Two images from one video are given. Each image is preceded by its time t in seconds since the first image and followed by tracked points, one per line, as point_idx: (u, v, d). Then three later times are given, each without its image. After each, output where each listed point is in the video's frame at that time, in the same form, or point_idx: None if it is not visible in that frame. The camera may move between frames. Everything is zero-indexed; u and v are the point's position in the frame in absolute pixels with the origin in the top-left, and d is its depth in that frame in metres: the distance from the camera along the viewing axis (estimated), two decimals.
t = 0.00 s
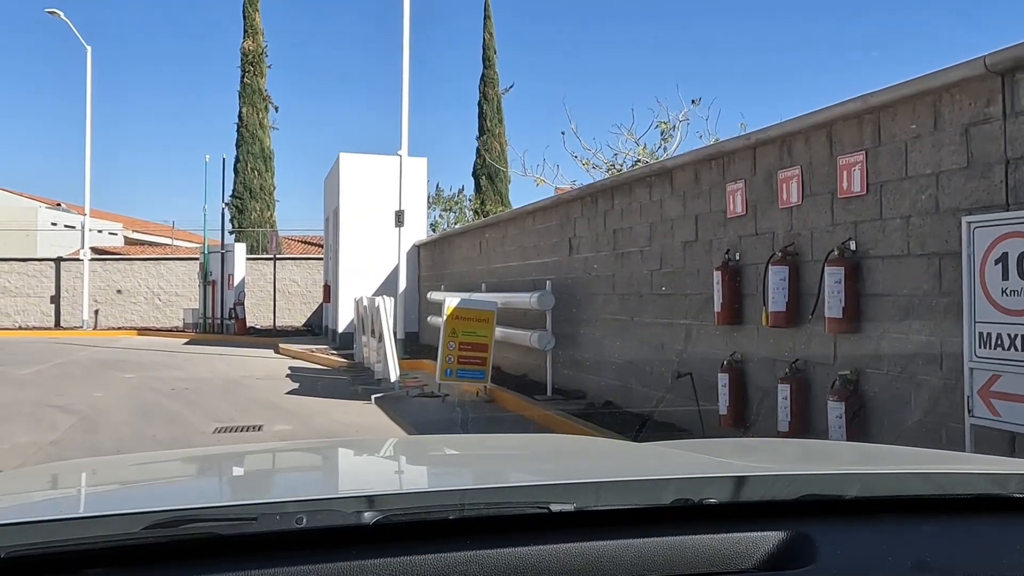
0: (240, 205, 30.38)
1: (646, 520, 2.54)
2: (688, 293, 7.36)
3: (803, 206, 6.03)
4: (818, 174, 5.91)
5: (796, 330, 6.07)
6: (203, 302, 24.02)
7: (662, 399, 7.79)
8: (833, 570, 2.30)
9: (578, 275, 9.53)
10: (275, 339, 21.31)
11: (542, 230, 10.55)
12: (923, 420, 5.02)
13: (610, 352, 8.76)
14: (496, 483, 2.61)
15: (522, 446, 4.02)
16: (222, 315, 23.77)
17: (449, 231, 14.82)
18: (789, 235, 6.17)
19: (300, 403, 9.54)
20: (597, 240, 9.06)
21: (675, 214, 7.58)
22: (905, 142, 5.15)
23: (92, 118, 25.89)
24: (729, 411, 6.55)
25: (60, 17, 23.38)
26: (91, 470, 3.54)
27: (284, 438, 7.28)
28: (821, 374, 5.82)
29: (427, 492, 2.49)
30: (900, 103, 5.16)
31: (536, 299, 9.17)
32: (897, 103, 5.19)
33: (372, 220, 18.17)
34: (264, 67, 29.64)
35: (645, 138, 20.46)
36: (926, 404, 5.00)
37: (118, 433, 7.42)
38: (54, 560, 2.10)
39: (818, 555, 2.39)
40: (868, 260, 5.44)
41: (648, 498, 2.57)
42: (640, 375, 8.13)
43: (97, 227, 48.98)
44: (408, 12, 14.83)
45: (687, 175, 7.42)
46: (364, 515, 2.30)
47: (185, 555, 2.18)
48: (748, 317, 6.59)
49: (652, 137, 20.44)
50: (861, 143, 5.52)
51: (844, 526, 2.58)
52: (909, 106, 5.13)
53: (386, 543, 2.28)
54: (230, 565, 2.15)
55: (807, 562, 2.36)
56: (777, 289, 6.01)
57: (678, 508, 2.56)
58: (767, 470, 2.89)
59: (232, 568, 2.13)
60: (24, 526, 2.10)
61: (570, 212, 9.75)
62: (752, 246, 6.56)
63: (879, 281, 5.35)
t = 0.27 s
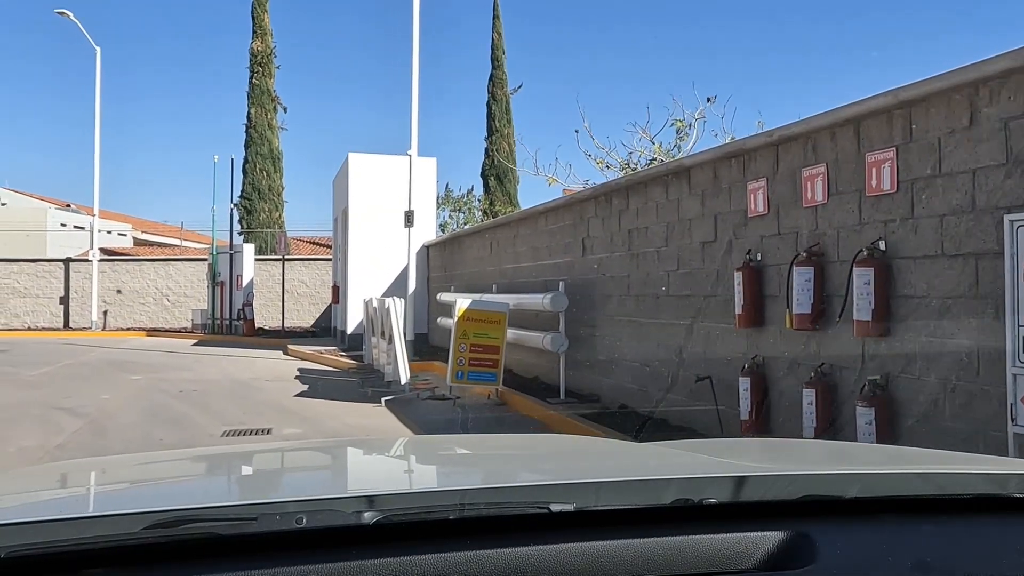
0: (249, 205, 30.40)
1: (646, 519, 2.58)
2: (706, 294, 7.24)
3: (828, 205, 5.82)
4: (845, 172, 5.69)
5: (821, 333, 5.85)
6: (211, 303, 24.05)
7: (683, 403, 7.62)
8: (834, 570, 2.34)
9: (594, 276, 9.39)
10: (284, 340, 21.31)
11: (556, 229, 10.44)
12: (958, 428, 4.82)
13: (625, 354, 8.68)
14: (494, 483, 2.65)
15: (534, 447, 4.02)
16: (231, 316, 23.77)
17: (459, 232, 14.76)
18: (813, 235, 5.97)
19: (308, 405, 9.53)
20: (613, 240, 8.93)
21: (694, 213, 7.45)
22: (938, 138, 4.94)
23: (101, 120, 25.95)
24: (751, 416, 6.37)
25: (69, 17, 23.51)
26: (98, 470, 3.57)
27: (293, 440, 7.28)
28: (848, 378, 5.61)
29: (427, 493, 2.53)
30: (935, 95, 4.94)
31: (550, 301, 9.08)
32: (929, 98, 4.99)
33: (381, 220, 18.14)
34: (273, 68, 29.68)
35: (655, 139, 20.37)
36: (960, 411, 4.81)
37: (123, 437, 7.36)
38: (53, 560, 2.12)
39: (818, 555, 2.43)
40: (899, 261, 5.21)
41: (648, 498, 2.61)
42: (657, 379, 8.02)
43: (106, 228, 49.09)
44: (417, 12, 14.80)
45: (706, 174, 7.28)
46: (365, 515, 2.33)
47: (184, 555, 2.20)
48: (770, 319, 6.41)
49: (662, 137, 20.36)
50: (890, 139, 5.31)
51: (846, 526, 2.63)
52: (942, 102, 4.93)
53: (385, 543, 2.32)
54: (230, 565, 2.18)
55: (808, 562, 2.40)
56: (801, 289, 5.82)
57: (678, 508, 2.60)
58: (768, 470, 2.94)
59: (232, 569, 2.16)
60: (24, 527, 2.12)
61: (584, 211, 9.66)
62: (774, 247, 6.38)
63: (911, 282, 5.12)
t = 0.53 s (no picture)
0: (256, 206, 30.42)
1: (647, 519, 2.71)
2: (723, 295, 7.16)
3: (854, 204, 5.69)
4: (872, 170, 5.56)
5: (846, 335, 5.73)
6: (220, 304, 24.09)
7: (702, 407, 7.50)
8: (833, 569, 2.48)
9: (608, 275, 9.29)
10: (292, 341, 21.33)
11: (569, 229, 10.35)
12: (993, 435, 4.66)
13: (638, 357, 8.61)
14: (502, 484, 2.78)
15: (545, 448, 4.09)
16: (239, 317, 23.80)
17: (468, 232, 14.73)
18: (837, 235, 5.84)
19: (316, 406, 9.59)
20: (628, 240, 8.84)
21: (712, 212, 7.35)
22: (972, 133, 4.80)
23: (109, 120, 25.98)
24: (771, 421, 6.25)
25: (78, 18, 23.60)
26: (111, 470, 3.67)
27: (303, 442, 7.32)
28: (875, 382, 5.48)
29: (429, 493, 2.65)
30: (967, 90, 4.82)
31: (562, 302, 9.03)
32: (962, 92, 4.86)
33: (390, 220, 18.13)
34: (281, 68, 29.72)
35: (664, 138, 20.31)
36: (995, 418, 4.65)
37: (131, 440, 7.36)
38: (55, 560, 2.23)
39: (818, 554, 2.57)
40: (929, 261, 5.07)
41: (647, 499, 2.75)
42: (671, 381, 7.94)
43: (114, 228, 49.19)
44: (426, 11, 14.76)
45: (725, 172, 7.18)
46: (364, 516, 2.45)
47: (184, 554, 2.32)
48: (792, 320, 6.30)
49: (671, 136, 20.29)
50: (920, 136, 5.18)
51: (844, 526, 2.76)
52: (976, 96, 4.79)
53: (386, 542, 2.44)
54: (228, 564, 2.30)
55: (808, 562, 2.53)
56: (827, 291, 5.69)
57: (679, 508, 2.74)
58: (769, 470, 3.08)
59: (232, 568, 2.28)
60: (27, 527, 2.24)
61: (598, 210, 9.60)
62: (796, 247, 6.27)
63: (942, 283, 4.97)
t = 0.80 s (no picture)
0: (263, 205, 30.43)
1: (647, 519, 2.70)
2: (739, 294, 7.03)
3: (878, 200, 5.54)
4: (896, 166, 5.39)
5: (870, 336, 5.57)
6: (226, 304, 24.11)
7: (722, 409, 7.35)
8: (833, 569, 2.48)
9: (623, 274, 9.15)
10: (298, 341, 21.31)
11: (582, 227, 10.21)
12: None
13: (652, 357, 8.48)
14: (500, 484, 2.77)
15: (552, 449, 4.07)
16: (245, 317, 23.79)
17: (476, 232, 14.69)
18: (860, 233, 5.69)
19: (322, 407, 9.57)
20: (643, 238, 8.70)
21: (729, 210, 7.20)
22: (1003, 127, 4.63)
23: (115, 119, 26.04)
24: (791, 425, 6.10)
25: (84, 18, 23.68)
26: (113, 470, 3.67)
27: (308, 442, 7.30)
28: (901, 385, 5.32)
29: (430, 493, 2.65)
30: (998, 82, 4.64)
31: (573, 303, 8.97)
32: (992, 84, 4.68)
33: (397, 220, 18.09)
34: (287, 67, 29.75)
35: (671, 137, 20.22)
36: None
37: (138, 440, 7.39)
38: (55, 560, 2.24)
39: (818, 553, 2.57)
40: (958, 260, 4.90)
41: (648, 499, 2.73)
42: (689, 382, 7.80)
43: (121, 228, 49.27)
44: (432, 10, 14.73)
45: (742, 168, 7.04)
46: (364, 517, 2.45)
47: (184, 554, 2.33)
48: (813, 321, 6.15)
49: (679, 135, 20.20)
50: (949, 130, 5.01)
51: (845, 526, 2.76)
52: (1008, 88, 4.61)
53: (386, 542, 2.44)
54: (228, 564, 2.31)
55: (808, 562, 2.53)
56: (850, 290, 5.53)
57: (678, 508, 2.73)
58: (769, 470, 3.06)
59: (232, 568, 2.28)
60: (28, 528, 2.24)
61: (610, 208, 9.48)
62: (816, 246, 6.12)
63: (973, 282, 4.80)
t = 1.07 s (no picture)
0: (269, 206, 30.43)
1: (647, 518, 2.68)
2: (754, 294, 6.90)
3: (902, 197, 5.34)
4: (921, 161, 5.21)
5: (894, 337, 5.40)
6: (232, 304, 24.11)
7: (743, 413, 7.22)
8: (834, 569, 2.45)
9: (636, 274, 9.03)
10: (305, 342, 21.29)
11: (594, 226, 10.11)
12: None
13: (666, 358, 8.38)
14: (499, 483, 2.74)
15: (560, 449, 4.04)
16: (252, 317, 23.79)
17: (484, 231, 14.63)
18: (884, 231, 5.50)
19: (327, 408, 9.55)
20: (656, 238, 8.58)
21: (745, 208, 7.07)
22: None
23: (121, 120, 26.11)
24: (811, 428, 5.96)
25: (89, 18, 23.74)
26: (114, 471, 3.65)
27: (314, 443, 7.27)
28: (926, 389, 5.16)
29: (430, 493, 2.62)
30: None
31: (584, 303, 8.88)
32: None
33: (404, 220, 18.06)
34: (293, 67, 29.79)
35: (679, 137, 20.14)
36: None
37: (144, 441, 7.37)
38: (54, 561, 2.22)
39: (818, 555, 2.55)
40: (988, 259, 4.72)
41: (649, 499, 2.71)
42: (705, 384, 7.69)
43: (128, 228, 49.38)
44: (438, 9, 14.70)
45: (758, 166, 6.90)
46: (364, 516, 2.43)
47: (185, 555, 2.31)
48: (832, 322, 5.99)
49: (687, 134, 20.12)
50: (978, 124, 4.82)
51: (846, 526, 2.73)
52: None
53: (386, 542, 2.42)
54: (228, 563, 2.29)
55: (808, 562, 2.51)
56: (874, 291, 5.34)
57: (678, 508, 2.71)
58: (769, 470, 3.03)
59: (232, 568, 2.26)
60: (27, 528, 2.22)
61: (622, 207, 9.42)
62: (836, 244, 5.95)
63: (1004, 283, 4.61)
